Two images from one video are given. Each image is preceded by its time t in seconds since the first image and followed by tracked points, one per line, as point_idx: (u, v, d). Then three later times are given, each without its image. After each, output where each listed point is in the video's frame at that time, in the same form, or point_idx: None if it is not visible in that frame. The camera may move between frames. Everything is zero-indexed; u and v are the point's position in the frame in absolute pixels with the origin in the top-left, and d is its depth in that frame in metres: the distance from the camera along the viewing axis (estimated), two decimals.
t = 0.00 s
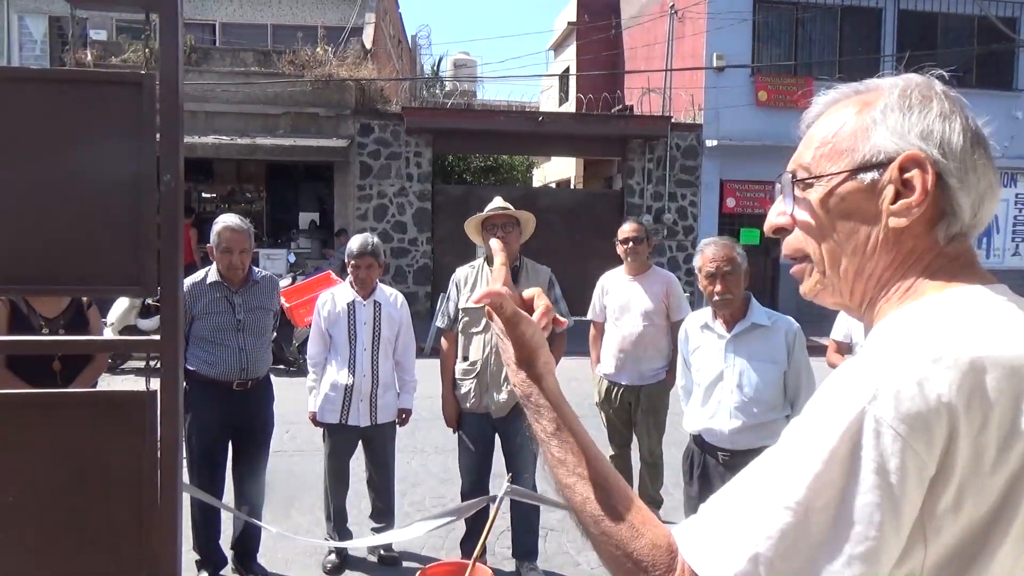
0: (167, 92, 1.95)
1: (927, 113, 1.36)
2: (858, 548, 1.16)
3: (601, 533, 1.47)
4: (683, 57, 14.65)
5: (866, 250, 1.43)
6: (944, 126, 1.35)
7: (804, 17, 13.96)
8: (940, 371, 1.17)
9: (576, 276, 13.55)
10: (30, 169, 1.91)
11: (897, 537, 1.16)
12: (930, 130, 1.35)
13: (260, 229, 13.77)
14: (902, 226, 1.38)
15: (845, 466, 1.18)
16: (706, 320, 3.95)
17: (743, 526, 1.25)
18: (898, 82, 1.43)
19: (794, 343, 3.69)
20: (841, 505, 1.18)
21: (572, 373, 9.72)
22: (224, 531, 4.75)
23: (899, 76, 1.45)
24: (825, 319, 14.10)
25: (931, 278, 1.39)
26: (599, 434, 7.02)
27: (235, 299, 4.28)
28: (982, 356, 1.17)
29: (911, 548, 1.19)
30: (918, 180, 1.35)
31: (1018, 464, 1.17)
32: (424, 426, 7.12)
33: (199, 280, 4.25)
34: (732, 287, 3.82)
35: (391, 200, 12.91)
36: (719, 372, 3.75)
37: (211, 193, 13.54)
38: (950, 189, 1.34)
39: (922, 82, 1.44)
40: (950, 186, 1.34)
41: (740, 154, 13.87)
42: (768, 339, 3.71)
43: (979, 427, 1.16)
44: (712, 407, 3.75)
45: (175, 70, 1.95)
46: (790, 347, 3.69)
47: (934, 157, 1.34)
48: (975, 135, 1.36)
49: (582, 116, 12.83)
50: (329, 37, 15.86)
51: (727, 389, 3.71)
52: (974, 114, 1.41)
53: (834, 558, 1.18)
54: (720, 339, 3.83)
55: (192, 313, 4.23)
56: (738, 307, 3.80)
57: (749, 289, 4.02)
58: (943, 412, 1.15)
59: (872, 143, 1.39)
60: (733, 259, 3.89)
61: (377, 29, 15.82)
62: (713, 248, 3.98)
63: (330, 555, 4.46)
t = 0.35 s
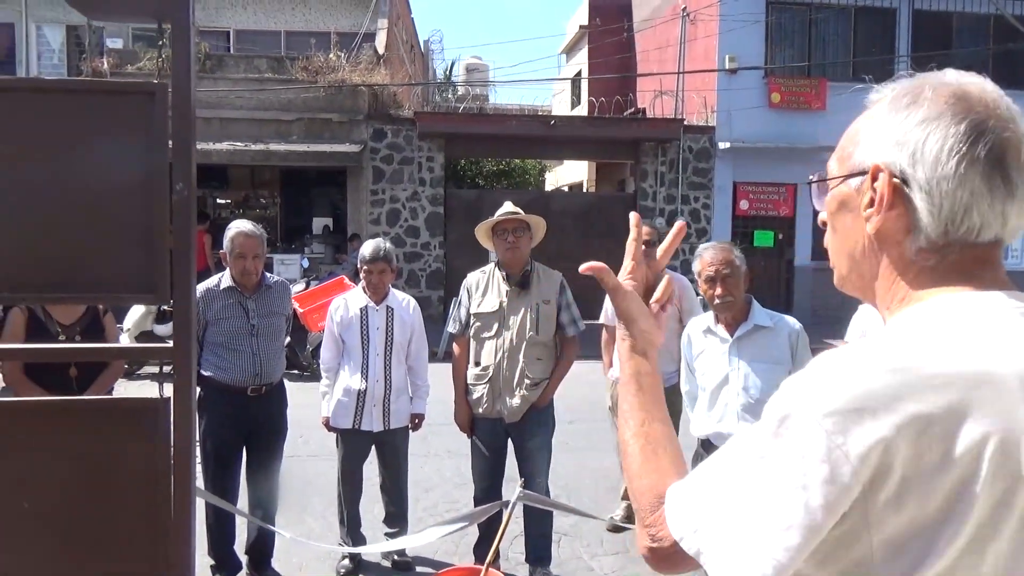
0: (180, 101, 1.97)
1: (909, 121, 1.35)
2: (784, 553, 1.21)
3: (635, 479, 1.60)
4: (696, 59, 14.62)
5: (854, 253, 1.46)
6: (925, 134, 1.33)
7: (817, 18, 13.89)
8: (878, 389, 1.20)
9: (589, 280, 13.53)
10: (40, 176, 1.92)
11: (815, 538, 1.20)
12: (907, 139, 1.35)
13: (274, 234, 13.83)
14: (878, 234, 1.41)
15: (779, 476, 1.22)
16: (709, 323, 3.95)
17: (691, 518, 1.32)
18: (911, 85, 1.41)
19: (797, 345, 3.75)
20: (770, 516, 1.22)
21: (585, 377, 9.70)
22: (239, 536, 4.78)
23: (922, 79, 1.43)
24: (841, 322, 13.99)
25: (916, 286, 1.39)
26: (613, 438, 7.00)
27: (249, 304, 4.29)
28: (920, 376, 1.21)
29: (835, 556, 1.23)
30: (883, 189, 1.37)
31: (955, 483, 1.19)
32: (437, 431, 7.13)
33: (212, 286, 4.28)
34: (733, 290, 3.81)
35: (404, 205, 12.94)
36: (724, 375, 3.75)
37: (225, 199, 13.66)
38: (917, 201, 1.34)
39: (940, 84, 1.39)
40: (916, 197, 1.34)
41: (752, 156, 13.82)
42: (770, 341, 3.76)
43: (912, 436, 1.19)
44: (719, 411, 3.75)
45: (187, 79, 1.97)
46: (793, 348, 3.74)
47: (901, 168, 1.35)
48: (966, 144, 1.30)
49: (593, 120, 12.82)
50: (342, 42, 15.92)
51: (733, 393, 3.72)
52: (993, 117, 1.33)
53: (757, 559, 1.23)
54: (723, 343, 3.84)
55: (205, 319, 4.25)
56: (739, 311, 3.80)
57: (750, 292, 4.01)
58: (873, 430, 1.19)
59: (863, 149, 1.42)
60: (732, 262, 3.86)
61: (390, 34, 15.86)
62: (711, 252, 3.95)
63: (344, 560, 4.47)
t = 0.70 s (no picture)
0: (184, 108, 1.97)
1: (904, 127, 1.37)
2: (755, 548, 1.29)
3: (648, 477, 1.62)
4: (700, 62, 14.63)
5: (859, 256, 1.47)
6: (915, 141, 1.34)
7: (821, 20, 13.88)
8: (837, 394, 1.25)
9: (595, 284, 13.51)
10: (44, 183, 1.93)
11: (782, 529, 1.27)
12: (899, 145, 1.36)
13: (280, 241, 13.86)
14: (872, 238, 1.42)
15: (752, 474, 1.29)
16: (719, 327, 3.96)
17: (682, 513, 1.40)
18: (911, 91, 1.42)
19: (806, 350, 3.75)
20: (744, 512, 1.30)
21: (591, 382, 9.70)
22: (246, 544, 4.78)
23: (922, 84, 1.43)
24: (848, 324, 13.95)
25: (907, 289, 1.40)
26: (619, 443, 6.99)
27: (254, 312, 4.31)
28: (877, 381, 1.25)
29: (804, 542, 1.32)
30: (874, 194, 1.39)
31: (909, 486, 1.24)
32: (443, 437, 7.13)
33: (218, 294, 4.30)
34: (744, 292, 3.82)
35: (409, 211, 12.97)
36: (732, 378, 3.76)
37: (232, 207, 13.66)
38: (907, 206, 1.36)
39: (937, 89, 1.40)
40: (905, 202, 1.36)
41: (758, 159, 13.80)
42: (779, 347, 3.76)
43: (869, 432, 1.24)
44: (725, 415, 3.75)
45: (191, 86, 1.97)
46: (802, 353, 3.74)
47: (892, 174, 1.37)
48: (955, 148, 1.31)
49: (598, 124, 12.81)
50: (347, 49, 15.95)
51: (740, 397, 3.72)
52: (986, 122, 1.34)
53: (735, 552, 1.30)
54: (732, 346, 3.85)
55: (212, 326, 4.26)
56: (748, 315, 3.82)
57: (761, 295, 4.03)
58: (831, 430, 1.24)
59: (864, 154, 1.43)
60: (743, 264, 3.89)
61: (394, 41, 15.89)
62: (722, 255, 3.98)
63: (351, 567, 4.48)
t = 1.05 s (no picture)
0: (186, 116, 2.00)
1: (890, 127, 1.38)
2: (769, 547, 1.29)
3: (645, 481, 1.63)
4: (700, 63, 14.65)
5: (851, 259, 1.48)
6: (905, 140, 1.35)
7: (821, 20, 13.87)
8: (850, 393, 1.25)
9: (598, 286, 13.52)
10: (46, 184, 1.94)
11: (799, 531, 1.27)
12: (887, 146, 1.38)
13: (282, 245, 13.88)
14: (868, 238, 1.43)
15: (763, 474, 1.29)
16: (725, 329, 3.97)
17: (687, 519, 1.40)
18: (890, 94, 1.44)
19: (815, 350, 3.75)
20: (754, 516, 1.30)
21: (594, 383, 9.69)
22: (251, 547, 4.79)
23: (902, 86, 1.45)
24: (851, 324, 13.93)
25: (906, 286, 1.41)
26: (623, 444, 6.99)
27: (257, 316, 4.31)
28: (890, 378, 1.25)
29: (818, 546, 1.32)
30: (868, 195, 1.39)
31: (926, 480, 1.25)
32: (447, 439, 7.14)
33: (221, 298, 4.31)
34: (750, 294, 3.83)
35: (411, 214, 12.99)
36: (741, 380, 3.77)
37: (234, 211, 13.69)
38: (901, 203, 1.36)
39: (918, 90, 1.42)
40: (900, 199, 1.36)
41: (759, 159, 13.80)
42: (788, 348, 3.76)
43: (888, 430, 1.24)
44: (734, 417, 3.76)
45: (193, 94, 2.00)
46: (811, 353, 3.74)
47: (884, 172, 1.38)
48: (944, 144, 1.33)
49: (599, 126, 12.82)
50: (347, 53, 15.98)
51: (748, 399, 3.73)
52: (970, 118, 1.35)
53: (746, 553, 1.31)
54: (740, 348, 3.86)
55: (215, 330, 4.28)
56: (756, 316, 3.83)
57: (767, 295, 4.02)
58: (847, 428, 1.25)
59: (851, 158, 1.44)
60: (748, 266, 3.89)
61: (394, 45, 15.91)
62: (727, 256, 3.98)
63: (356, 570, 4.48)
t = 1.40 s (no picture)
0: (188, 118, 2.01)
1: (882, 126, 1.38)
2: (776, 551, 1.28)
3: (638, 488, 1.62)
4: (701, 63, 14.65)
5: (844, 260, 1.48)
6: (900, 137, 1.36)
7: (822, 19, 13.87)
8: (860, 393, 1.25)
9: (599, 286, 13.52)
10: (49, 186, 1.95)
11: (808, 533, 1.26)
12: (881, 143, 1.38)
13: (284, 246, 13.89)
14: (864, 237, 1.43)
15: (769, 476, 1.29)
16: (730, 328, 3.97)
17: (691, 525, 1.39)
18: (875, 93, 1.45)
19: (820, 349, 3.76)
20: (760, 518, 1.29)
21: (597, 383, 9.69)
22: (254, 548, 4.80)
23: (886, 86, 1.46)
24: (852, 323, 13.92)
25: (903, 287, 1.41)
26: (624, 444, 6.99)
27: (259, 317, 4.32)
28: (899, 378, 1.25)
29: (827, 548, 1.31)
30: (865, 194, 1.39)
31: (937, 479, 1.24)
32: (449, 439, 7.14)
33: (223, 299, 4.31)
34: (756, 294, 3.83)
35: (412, 215, 12.99)
36: (746, 381, 3.78)
37: (236, 213, 13.71)
38: (898, 200, 1.36)
39: (903, 89, 1.43)
40: (898, 197, 1.36)
41: (760, 158, 13.81)
42: (794, 347, 3.77)
43: (899, 430, 1.24)
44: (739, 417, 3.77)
45: (195, 95, 2.01)
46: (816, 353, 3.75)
47: (880, 170, 1.37)
48: (940, 140, 1.34)
49: (600, 125, 12.82)
50: (348, 54, 15.99)
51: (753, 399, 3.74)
52: (959, 115, 1.37)
53: (750, 558, 1.30)
54: (745, 348, 3.86)
55: (217, 332, 4.29)
56: (762, 316, 3.83)
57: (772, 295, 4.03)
58: (856, 430, 1.24)
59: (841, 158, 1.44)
60: (755, 266, 3.89)
61: (395, 46, 15.92)
62: (733, 256, 3.98)
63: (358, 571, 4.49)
